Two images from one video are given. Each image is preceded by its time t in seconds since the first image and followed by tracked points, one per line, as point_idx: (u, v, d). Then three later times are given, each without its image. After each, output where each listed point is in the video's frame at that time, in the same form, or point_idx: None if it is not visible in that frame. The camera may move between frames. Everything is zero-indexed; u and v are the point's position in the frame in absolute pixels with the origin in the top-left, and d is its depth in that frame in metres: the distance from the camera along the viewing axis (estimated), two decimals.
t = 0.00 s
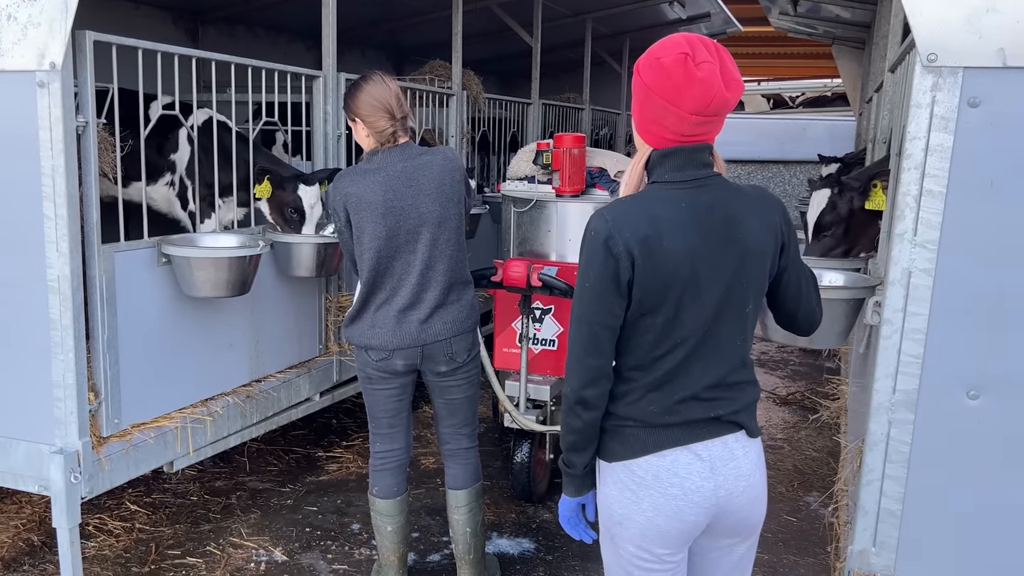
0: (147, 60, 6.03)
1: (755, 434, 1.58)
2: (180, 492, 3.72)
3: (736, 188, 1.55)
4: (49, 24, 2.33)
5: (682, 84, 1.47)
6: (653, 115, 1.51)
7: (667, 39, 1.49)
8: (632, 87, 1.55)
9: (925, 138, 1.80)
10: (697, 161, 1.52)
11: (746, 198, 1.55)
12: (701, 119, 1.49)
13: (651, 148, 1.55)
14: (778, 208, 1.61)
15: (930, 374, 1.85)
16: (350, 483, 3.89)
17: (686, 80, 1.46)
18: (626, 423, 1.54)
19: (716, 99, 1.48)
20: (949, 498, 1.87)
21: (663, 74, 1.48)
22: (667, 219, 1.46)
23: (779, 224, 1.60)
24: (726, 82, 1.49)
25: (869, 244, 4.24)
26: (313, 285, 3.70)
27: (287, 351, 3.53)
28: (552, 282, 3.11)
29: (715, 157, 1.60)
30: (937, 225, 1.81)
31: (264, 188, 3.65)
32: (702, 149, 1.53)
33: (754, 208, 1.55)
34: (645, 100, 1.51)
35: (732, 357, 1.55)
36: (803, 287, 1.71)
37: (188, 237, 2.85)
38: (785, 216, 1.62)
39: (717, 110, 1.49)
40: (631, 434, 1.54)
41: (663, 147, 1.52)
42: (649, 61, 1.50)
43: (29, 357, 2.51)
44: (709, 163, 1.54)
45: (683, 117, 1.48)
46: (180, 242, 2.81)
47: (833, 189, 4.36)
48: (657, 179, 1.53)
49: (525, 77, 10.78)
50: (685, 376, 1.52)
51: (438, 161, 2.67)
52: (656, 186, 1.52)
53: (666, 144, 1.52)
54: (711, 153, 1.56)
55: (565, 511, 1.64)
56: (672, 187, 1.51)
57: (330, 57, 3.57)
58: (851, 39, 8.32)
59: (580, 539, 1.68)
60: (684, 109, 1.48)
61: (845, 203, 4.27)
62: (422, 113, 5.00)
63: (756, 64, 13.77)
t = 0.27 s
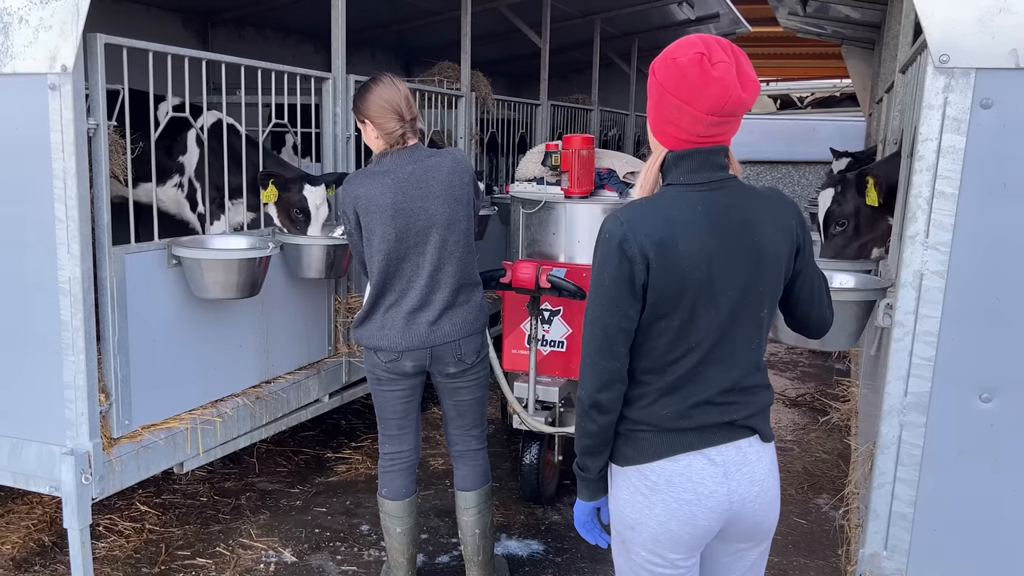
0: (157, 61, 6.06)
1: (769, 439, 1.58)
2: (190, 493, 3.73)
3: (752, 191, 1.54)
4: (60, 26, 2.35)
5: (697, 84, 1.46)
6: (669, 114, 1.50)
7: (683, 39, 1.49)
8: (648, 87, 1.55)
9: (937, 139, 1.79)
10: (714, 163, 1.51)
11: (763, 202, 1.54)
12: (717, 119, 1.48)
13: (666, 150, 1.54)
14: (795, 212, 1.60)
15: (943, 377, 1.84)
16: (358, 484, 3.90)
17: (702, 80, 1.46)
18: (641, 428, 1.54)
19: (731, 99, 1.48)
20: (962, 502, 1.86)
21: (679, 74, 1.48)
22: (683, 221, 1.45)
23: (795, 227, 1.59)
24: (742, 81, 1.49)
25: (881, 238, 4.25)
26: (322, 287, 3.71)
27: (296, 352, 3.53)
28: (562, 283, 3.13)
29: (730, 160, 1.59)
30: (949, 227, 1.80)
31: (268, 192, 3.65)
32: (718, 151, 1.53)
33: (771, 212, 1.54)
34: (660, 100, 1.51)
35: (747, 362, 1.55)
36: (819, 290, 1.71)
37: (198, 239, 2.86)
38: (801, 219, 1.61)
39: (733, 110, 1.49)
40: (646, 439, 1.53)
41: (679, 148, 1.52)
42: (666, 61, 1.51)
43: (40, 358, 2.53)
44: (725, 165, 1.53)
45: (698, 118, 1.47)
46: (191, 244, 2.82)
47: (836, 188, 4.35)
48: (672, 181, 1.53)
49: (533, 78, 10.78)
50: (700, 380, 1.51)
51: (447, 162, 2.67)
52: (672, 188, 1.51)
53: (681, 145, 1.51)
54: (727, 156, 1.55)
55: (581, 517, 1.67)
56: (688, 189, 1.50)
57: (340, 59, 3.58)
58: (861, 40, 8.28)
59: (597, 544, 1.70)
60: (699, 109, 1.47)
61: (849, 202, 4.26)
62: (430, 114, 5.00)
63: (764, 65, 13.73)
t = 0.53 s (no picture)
0: (169, 64, 6.11)
1: (780, 441, 1.58)
2: (201, 493, 3.75)
3: (766, 193, 1.55)
4: (75, 29, 2.37)
5: (711, 84, 1.47)
6: (682, 115, 1.51)
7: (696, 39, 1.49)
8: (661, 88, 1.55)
9: (947, 140, 1.79)
10: (728, 164, 1.53)
11: (777, 203, 1.54)
12: (730, 119, 1.49)
13: (680, 151, 1.55)
14: (809, 214, 1.60)
15: (953, 379, 1.84)
16: (368, 485, 3.91)
17: (716, 79, 1.47)
18: (653, 429, 1.54)
19: (745, 99, 1.48)
20: (972, 503, 1.86)
21: (692, 74, 1.48)
22: (697, 223, 1.46)
23: (809, 229, 1.59)
24: (755, 80, 1.49)
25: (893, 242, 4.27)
26: (333, 288, 3.73)
27: (307, 353, 3.56)
28: (572, 284, 3.13)
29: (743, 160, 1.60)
30: (959, 227, 1.80)
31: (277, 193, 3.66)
32: (732, 152, 1.53)
33: (784, 213, 1.55)
34: (674, 100, 1.51)
35: (760, 364, 1.55)
36: (832, 291, 1.71)
37: (210, 240, 2.88)
38: (814, 220, 1.61)
39: (746, 110, 1.49)
40: (658, 441, 1.54)
41: (693, 149, 1.52)
42: (678, 62, 1.51)
43: (54, 358, 2.56)
44: (738, 167, 1.54)
45: (712, 118, 1.48)
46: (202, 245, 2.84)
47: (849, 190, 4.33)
48: (686, 183, 1.53)
49: (543, 80, 10.79)
50: (712, 382, 1.52)
51: (456, 164, 2.68)
52: (686, 189, 1.52)
53: (695, 145, 1.52)
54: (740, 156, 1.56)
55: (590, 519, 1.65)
56: (702, 190, 1.51)
57: (350, 61, 3.60)
58: (872, 41, 8.25)
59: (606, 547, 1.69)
60: (713, 110, 1.48)
61: (862, 206, 4.26)
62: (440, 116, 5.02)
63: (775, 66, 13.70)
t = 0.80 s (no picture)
0: (181, 70, 6.17)
1: (790, 448, 1.60)
2: (213, 496, 3.79)
3: (775, 200, 1.57)
4: (91, 38, 2.41)
5: (721, 92, 1.48)
6: (693, 122, 1.52)
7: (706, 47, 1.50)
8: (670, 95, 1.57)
9: (953, 147, 1.81)
10: (737, 172, 1.54)
11: (786, 210, 1.56)
12: (739, 127, 1.50)
13: (690, 158, 1.57)
14: (818, 221, 1.62)
15: (960, 385, 1.85)
16: (379, 488, 3.94)
17: (726, 88, 1.48)
18: (663, 436, 1.56)
19: (754, 107, 1.50)
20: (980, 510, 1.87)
21: (703, 82, 1.50)
22: (707, 230, 1.48)
23: (817, 235, 1.61)
24: (764, 88, 1.51)
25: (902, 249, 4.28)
26: (344, 292, 3.76)
27: (318, 357, 3.59)
28: (580, 289, 3.14)
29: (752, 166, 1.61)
30: (965, 234, 1.81)
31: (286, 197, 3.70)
32: (741, 159, 1.55)
33: (794, 220, 1.56)
34: (684, 108, 1.53)
35: (770, 372, 1.57)
36: (840, 295, 1.72)
37: (223, 246, 2.92)
38: (824, 227, 1.63)
39: (755, 118, 1.51)
40: (668, 447, 1.56)
41: (702, 156, 1.54)
42: (688, 70, 1.52)
43: (70, 363, 2.59)
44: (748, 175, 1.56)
45: (723, 126, 1.49)
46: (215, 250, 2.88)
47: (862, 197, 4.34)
48: (696, 191, 1.55)
49: (553, 84, 10.82)
50: (722, 389, 1.54)
51: (465, 170, 2.71)
52: (695, 197, 1.54)
53: (705, 152, 1.54)
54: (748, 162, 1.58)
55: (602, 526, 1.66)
56: (711, 198, 1.53)
57: (362, 68, 3.64)
58: (882, 45, 8.24)
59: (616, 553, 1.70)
60: (723, 118, 1.49)
61: (874, 212, 4.26)
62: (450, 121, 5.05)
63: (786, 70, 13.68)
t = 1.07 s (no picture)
0: (194, 77, 6.22)
1: (804, 453, 1.60)
2: (225, 500, 3.82)
3: (788, 206, 1.58)
4: (108, 47, 2.45)
5: (734, 95, 1.50)
6: (706, 126, 1.53)
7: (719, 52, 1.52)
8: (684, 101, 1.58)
9: (964, 153, 1.82)
10: (750, 178, 1.55)
11: (799, 216, 1.57)
12: (752, 130, 1.51)
13: (703, 163, 1.57)
14: (830, 227, 1.63)
15: (971, 391, 1.86)
16: (389, 492, 3.96)
17: (740, 91, 1.49)
18: (677, 440, 1.57)
19: (768, 110, 1.50)
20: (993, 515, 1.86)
21: (716, 85, 1.51)
22: (721, 236, 1.49)
23: (830, 241, 1.62)
24: (777, 92, 1.52)
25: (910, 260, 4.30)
26: (356, 297, 3.79)
27: (330, 362, 3.61)
28: (591, 294, 3.15)
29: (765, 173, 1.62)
30: (976, 239, 1.82)
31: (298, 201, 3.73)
32: (754, 164, 1.55)
33: (807, 225, 1.58)
34: (697, 112, 1.54)
35: (784, 377, 1.58)
36: (854, 297, 1.74)
37: (236, 251, 2.95)
38: (837, 233, 1.64)
39: (768, 122, 1.51)
40: (682, 451, 1.57)
41: (716, 160, 1.55)
42: (702, 75, 1.54)
43: (86, 367, 2.63)
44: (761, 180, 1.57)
45: (736, 129, 1.50)
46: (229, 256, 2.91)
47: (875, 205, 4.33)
48: (709, 198, 1.56)
49: (562, 90, 10.85)
50: (736, 394, 1.55)
51: (475, 176, 2.73)
52: (709, 204, 1.55)
53: (718, 156, 1.54)
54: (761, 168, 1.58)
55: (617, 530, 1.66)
56: (725, 205, 1.54)
57: (373, 75, 3.67)
58: (893, 50, 8.23)
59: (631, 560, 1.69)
60: (737, 121, 1.50)
61: (886, 220, 4.25)
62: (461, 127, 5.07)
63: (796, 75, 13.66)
